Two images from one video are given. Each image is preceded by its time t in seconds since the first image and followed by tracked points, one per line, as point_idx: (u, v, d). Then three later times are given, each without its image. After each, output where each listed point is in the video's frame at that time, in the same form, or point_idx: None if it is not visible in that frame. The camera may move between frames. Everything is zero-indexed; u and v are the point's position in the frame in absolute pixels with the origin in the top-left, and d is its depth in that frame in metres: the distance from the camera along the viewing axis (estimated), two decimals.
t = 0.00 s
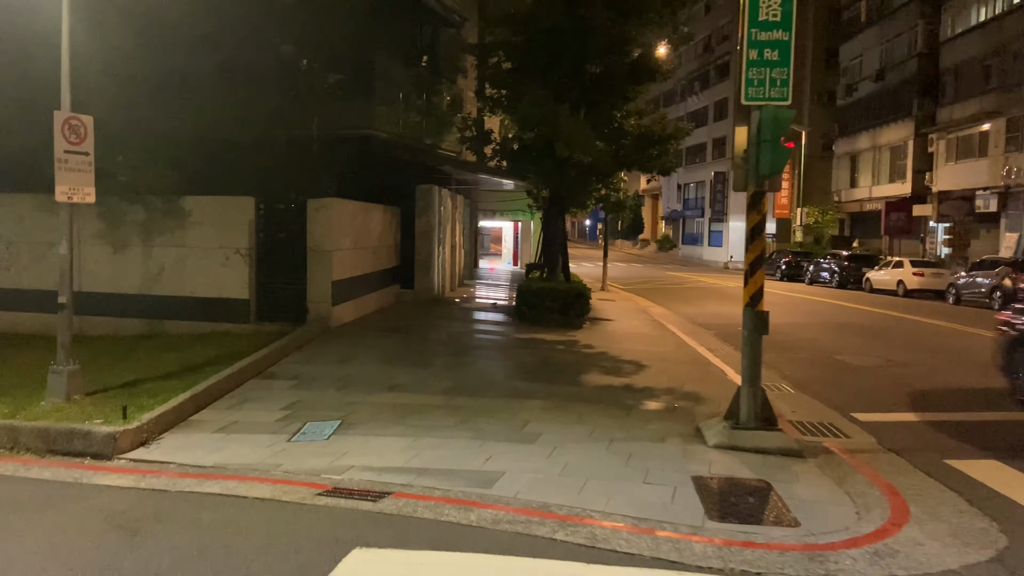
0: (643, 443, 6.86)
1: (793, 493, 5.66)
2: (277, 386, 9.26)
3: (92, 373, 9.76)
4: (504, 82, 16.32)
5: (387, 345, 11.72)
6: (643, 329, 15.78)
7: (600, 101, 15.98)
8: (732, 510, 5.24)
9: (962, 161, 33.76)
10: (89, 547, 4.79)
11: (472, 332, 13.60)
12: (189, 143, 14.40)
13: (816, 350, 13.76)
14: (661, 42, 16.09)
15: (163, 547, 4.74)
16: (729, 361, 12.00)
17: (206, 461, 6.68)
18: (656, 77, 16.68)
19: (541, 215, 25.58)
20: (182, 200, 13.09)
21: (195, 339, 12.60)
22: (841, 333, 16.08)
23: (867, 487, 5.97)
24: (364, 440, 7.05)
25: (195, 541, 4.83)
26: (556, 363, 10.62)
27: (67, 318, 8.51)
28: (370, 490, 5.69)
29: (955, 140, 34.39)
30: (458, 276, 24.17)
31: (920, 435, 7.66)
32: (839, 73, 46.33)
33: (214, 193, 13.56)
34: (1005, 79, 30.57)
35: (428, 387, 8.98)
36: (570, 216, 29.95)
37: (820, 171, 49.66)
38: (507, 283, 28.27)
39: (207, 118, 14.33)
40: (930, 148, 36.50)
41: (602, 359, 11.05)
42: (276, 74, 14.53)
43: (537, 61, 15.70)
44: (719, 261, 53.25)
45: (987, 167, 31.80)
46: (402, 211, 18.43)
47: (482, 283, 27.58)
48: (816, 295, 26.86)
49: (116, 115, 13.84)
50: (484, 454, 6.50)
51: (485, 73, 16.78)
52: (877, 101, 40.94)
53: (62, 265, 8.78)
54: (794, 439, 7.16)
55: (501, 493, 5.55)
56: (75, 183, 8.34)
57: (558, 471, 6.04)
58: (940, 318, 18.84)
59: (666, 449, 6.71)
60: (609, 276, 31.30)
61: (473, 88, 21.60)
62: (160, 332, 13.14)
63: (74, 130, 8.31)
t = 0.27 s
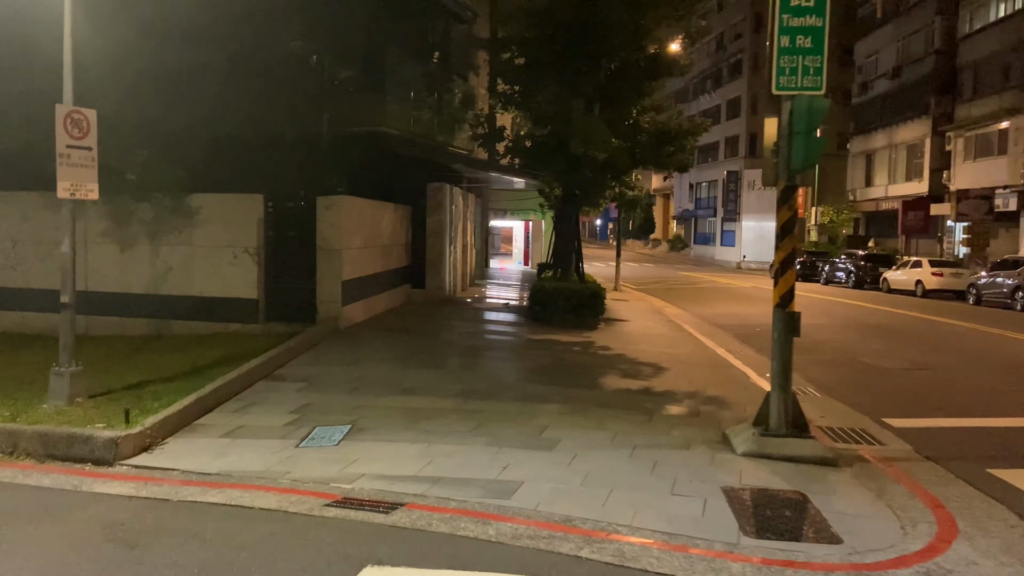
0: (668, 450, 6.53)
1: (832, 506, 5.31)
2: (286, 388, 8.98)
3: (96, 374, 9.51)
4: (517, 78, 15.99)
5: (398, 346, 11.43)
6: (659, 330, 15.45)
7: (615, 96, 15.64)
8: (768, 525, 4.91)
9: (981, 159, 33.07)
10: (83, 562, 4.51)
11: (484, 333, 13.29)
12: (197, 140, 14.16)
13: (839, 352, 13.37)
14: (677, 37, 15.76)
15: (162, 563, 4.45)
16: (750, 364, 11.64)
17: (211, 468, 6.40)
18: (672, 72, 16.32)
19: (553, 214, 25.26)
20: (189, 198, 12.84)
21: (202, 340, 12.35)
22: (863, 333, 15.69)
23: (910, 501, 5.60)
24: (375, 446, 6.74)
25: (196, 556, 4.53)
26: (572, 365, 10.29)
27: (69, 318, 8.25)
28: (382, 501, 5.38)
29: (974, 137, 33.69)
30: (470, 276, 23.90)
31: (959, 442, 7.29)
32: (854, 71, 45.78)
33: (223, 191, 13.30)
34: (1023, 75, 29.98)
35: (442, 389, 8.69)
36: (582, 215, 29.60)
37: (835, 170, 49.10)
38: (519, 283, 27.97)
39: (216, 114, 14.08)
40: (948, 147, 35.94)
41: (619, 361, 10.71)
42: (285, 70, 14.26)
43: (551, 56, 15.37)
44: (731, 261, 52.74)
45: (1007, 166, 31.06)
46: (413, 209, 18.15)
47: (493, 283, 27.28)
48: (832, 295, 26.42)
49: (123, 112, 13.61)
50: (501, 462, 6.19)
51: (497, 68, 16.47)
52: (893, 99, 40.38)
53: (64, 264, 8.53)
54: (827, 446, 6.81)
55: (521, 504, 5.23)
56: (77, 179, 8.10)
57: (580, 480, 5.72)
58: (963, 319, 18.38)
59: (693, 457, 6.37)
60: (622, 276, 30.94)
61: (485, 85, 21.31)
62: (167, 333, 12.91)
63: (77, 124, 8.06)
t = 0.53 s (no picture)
0: (688, 462, 6.24)
1: (865, 525, 5.02)
2: (290, 394, 8.72)
3: (97, 379, 9.29)
4: (526, 76, 15.70)
5: (405, 350, 11.17)
6: (671, 332, 15.14)
7: (626, 94, 15.33)
8: (798, 546, 4.62)
9: (995, 158, 32.61)
10: None
11: (492, 336, 13.01)
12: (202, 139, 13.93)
13: (856, 356, 13.04)
14: (689, 34, 15.46)
15: None
16: (767, 368, 11.34)
17: (212, 480, 6.14)
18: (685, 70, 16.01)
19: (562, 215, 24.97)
20: (194, 198, 12.61)
21: (206, 343, 12.12)
22: (880, 337, 15.35)
23: (944, 517, 5.32)
24: (383, 456, 6.47)
25: None
26: (585, 370, 10.00)
27: (67, 321, 8.01)
28: (389, 518, 5.11)
29: (988, 137, 33.22)
30: (477, 277, 23.63)
31: (991, 453, 6.97)
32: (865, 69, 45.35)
33: (228, 191, 13.06)
34: None
35: (451, 395, 8.41)
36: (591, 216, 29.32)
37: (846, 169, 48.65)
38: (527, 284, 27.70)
39: (221, 113, 13.85)
40: (960, 146, 35.50)
41: (632, 366, 10.42)
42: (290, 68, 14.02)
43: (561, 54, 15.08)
44: (740, 261, 52.33)
45: (1021, 165, 30.66)
46: (420, 210, 17.89)
47: (501, 284, 27.01)
48: (845, 296, 26.03)
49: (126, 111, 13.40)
50: (514, 475, 5.91)
51: (506, 66, 16.18)
52: (905, 98, 39.94)
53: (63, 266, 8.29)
54: (854, 458, 6.51)
55: (535, 522, 4.96)
56: (76, 178, 7.87)
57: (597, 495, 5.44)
58: (981, 322, 18.02)
59: (715, 469, 6.08)
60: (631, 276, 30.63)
61: (494, 84, 21.04)
62: (171, 336, 12.69)
63: (75, 122, 7.82)
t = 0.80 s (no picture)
0: (707, 470, 5.91)
1: (900, 541, 4.68)
2: (290, 396, 8.41)
3: (91, 381, 9.00)
4: (533, 71, 15.35)
5: (409, 351, 10.87)
6: (682, 333, 14.80)
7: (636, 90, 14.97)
8: (829, 564, 4.29)
9: (1008, 156, 32.08)
10: None
11: (498, 337, 12.68)
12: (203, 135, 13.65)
13: (873, 358, 12.66)
14: (700, 28, 15.11)
15: None
16: (782, 370, 10.98)
17: (205, 488, 5.84)
18: (696, 64, 15.65)
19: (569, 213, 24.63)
20: (194, 195, 12.32)
21: (206, 344, 11.84)
22: (896, 338, 14.96)
23: (981, 531, 4.99)
24: (385, 463, 6.15)
25: None
26: (594, 372, 9.67)
27: (59, 321, 7.72)
28: (390, 531, 4.80)
29: (1000, 134, 32.69)
30: (483, 276, 23.34)
31: None
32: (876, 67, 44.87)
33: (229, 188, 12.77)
34: None
35: (456, 398, 8.09)
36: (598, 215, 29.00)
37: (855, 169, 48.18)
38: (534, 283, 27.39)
39: (222, 109, 13.57)
40: (972, 144, 35.02)
41: (643, 367, 10.08)
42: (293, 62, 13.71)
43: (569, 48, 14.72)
44: (748, 261, 51.89)
45: None
46: (425, 208, 17.59)
47: (507, 283, 26.68)
48: (856, 296, 25.61)
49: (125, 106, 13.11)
50: (522, 483, 5.59)
51: (513, 61, 15.82)
52: (916, 95, 39.48)
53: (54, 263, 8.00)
54: (882, 465, 6.17)
55: (546, 536, 4.64)
56: (66, 173, 7.58)
57: (612, 506, 5.12)
58: (998, 322, 17.62)
59: (735, 478, 5.75)
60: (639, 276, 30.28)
61: (500, 80, 20.72)
62: (171, 336, 12.43)
63: (67, 115, 7.53)
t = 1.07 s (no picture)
0: (720, 485, 5.61)
1: (929, 565, 4.39)
2: (286, 404, 8.13)
3: (81, 388, 8.72)
4: (538, 68, 15.05)
5: (410, 356, 10.59)
6: (689, 336, 14.50)
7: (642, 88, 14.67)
8: None
9: (1016, 156, 31.64)
10: None
11: (501, 341, 12.39)
12: (200, 135, 13.38)
13: (886, 363, 12.34)
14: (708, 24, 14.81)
15: None
16: (793, 376, 10.67)
17: (193, 503, 5.56)
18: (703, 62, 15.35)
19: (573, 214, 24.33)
20: (190, 196, 12.05)
21: (201, 348, 11.57)
22: (908, 341, 14.65)
23: (1013, 553, 4.69)
24: (382, 477, 5.87)
25: None
26: (600, 378, 9.38)
27: (46, 327, 7.45)
28: (385, 553, 4.52)
29: (1009, 134, 32.25)
30: (486, 278, 23.05)
31: None
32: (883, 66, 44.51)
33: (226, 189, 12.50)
34: None
35: (458, 406, 7.80)
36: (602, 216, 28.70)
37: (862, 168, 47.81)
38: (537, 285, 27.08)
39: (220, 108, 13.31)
40: (980, 143, 34.63)
41: (650, 373, 9.79)
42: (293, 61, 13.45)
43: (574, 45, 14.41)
44: (753, 261, 51.50)
45: None
46: (427, 208, 17.31)
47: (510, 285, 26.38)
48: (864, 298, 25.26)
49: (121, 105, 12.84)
50: (526, 500, 5.30)
51: (516, 59, 15.52)
52: (923, 94, 39.12)
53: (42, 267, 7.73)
54: (904, 479, 5.87)
55: (551, 560, 4.35)
56: (53, 173, 7.32)
57: (621, 526, 4.83)
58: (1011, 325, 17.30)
59: (750, 494, 5.45)
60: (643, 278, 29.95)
61: (503, 79, 20.44)
62: (167, 340, 12.16)
63: (54, 113, 7.27)
